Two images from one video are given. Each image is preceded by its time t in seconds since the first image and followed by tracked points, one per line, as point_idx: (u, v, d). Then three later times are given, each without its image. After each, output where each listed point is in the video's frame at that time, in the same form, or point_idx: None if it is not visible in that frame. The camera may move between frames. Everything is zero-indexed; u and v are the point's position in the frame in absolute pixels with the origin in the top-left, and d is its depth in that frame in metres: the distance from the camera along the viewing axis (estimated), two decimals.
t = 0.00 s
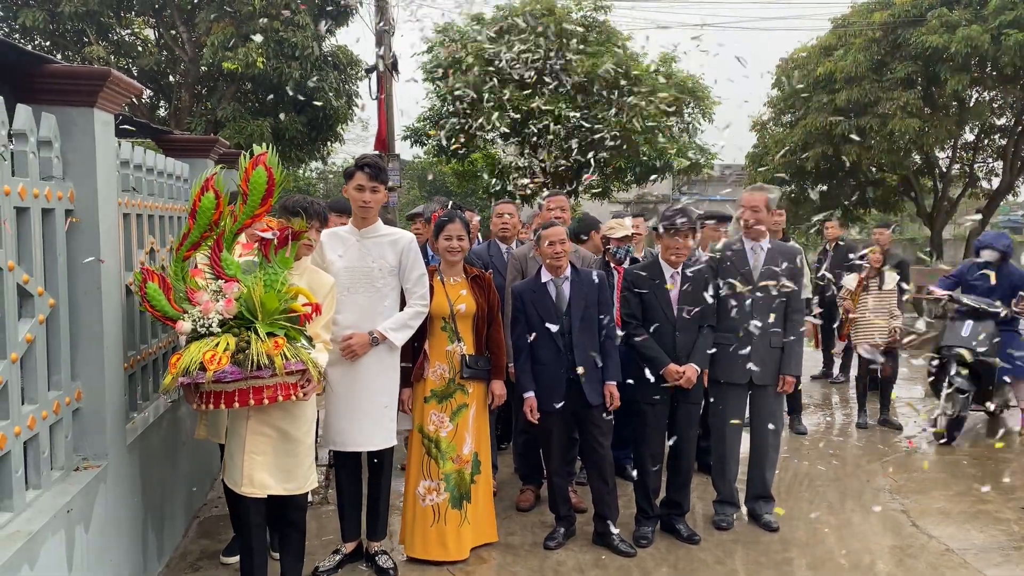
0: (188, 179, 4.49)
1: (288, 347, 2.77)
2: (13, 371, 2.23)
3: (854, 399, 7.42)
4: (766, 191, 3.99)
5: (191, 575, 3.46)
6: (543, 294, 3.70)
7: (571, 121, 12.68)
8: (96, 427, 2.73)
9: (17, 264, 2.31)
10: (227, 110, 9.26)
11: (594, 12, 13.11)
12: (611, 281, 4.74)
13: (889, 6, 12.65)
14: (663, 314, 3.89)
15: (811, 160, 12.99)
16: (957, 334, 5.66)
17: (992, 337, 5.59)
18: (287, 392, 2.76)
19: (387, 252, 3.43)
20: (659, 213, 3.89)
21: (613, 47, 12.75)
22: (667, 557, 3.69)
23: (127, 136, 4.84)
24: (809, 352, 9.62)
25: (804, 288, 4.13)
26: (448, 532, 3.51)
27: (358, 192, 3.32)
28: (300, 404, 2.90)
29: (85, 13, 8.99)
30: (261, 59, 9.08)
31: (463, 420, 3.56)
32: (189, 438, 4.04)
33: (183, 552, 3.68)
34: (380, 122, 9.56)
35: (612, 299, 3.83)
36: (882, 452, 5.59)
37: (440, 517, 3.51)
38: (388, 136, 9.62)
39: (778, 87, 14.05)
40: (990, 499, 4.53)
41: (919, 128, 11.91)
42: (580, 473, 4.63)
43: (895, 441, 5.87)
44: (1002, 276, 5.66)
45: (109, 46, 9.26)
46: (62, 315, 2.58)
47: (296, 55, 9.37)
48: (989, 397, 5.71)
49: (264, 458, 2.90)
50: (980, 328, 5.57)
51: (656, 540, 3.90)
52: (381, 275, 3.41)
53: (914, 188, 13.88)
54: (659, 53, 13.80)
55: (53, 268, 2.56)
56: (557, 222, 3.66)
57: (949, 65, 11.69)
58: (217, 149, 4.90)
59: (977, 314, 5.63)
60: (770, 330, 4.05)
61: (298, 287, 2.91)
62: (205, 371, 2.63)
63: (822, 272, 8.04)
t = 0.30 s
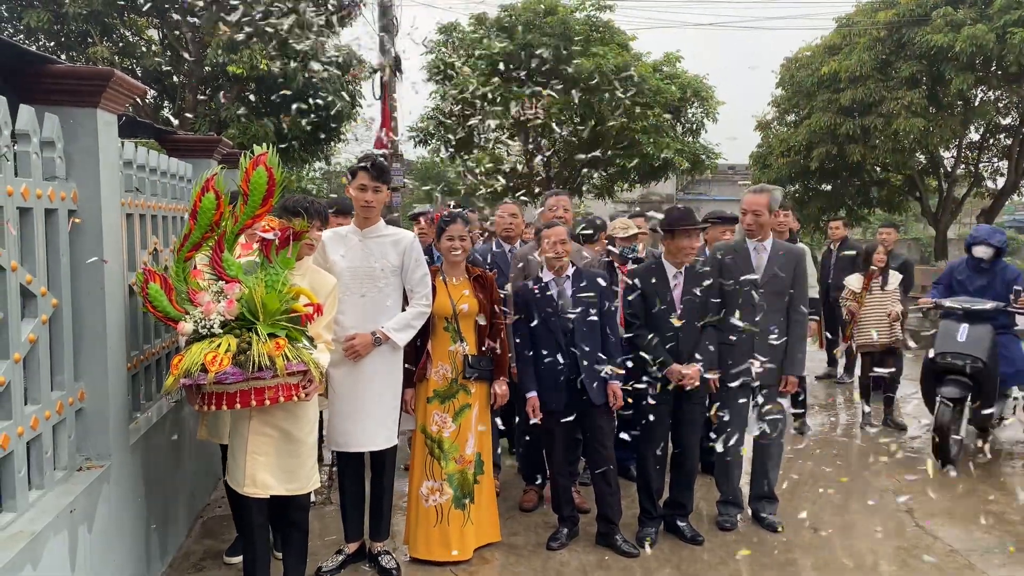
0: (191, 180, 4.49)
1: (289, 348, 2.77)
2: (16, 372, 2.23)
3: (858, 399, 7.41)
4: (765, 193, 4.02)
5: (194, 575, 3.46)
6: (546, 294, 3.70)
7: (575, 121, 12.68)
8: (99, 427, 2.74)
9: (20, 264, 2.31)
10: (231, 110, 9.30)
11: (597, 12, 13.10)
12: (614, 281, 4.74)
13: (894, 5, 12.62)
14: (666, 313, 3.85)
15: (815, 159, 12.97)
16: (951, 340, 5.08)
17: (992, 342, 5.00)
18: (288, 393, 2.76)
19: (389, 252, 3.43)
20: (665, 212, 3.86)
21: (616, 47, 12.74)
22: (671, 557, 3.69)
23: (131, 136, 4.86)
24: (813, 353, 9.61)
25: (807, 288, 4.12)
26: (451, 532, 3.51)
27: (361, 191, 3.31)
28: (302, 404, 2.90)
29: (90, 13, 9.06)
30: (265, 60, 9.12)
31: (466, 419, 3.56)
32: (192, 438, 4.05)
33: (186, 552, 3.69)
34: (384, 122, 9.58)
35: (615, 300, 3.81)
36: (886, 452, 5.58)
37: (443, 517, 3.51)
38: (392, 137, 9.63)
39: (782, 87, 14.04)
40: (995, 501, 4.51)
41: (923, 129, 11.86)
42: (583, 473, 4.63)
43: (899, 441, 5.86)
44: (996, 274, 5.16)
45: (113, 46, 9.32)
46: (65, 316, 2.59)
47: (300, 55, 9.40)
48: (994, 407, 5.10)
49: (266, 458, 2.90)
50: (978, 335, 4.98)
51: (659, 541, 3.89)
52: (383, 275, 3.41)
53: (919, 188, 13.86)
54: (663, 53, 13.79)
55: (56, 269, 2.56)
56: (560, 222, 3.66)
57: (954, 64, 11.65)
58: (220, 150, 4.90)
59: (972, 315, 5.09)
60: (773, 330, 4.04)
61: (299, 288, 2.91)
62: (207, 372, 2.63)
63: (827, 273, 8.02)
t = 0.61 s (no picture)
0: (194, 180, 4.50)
1: (291, 349, 2.77)
2: (18, 371, 2.24)
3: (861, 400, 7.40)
4: (766, 193, 4.01)
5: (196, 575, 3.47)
6: (547, 294, 3.69)
7: (576, 122, 12.67)
8: (102, 427, 2.74)
9: (22, 264, 2.31)
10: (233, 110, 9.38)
11: (600, 12, 13.10)
12: (616, 281, 4.74)
13: (897, 5, 12.59)
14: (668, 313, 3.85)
15: (817, 159, 12.96)
16: (935, 360, 4.59)
17: (980, 361, 4.54)
18: (289, 394, 2.76)
19: (391, 253, 3.42)
20: (664, 213, 3.87)
21: (619, 47, 12.74)
22: (673, 558, 3.68)
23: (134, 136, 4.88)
24: (815, 353, 9.62)
25: (809, 287, 4.11)
26: (452, 532, 3.51)
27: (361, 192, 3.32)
28: (303, 405, 2.89)
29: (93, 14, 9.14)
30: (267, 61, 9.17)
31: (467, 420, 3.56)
32: (195, 438, 4.05)
33: (189, 552, 3.69)
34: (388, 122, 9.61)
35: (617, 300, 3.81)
36: (889, 453, 5.57)
37: (444, 517, 3.51)
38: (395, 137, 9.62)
39: (785, 87, 14.04)
40: (999, 501, 4.50)
41: (926, 129, 11.84)
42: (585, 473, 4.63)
43: (902, 442, 5.86)
44: (986, 278, 4.84)
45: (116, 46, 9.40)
46: (67, 316, 2.59)
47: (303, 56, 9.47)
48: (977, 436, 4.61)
49: (268, 458, 2.90)
50: (968, 357, 4.52)
51: (662, 541, 3.89)
52: (385, 275, 3.41)
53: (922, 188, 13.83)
54: (665, 53, 13.79)
55: (58, 268, 2.56)
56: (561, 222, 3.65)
57: (958, 64, 11.62)
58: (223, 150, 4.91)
59: (959, 330, 4.63)
60: (774, 331, 4.03)
61: (301, 288, 2.91)
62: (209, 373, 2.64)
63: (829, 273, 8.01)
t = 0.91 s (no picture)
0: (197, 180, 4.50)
1: (296, 349, 2.77)
2: (23, 371, 2.24)
3: (865, 400, 7.39)
4: (773, 193, 3.98)
5: (200, 575, 3.47)
6: (551, 294, 3.69)
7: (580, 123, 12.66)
8: (106, 427, 2.75)
9: (28, 265, 2.32)
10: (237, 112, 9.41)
11: (603, 12, 13.06)
12: (620, 282, 4.74)
13: (901, 5, 12.55)
14: (671, 313, 3.86)
15: (822, 159, 12.94)
16: (927, 393, 3.72)
17: (982, 396, 3.68)
18: (295, 394, 2.76)
19: (393, 253, 3.42)
20: (669, 212, 3.84)
21: (622, 48, 12.72)
22: (677, 558, 3.68)
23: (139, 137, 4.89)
24: (819, 353, 9.59)
25: (814, 288, 4.10)
26: (457, 532, 3.51)
27: (358, 195, 3.33)
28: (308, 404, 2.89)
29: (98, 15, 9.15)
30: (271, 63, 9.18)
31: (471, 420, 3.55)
32: (199, 438, 4.06)
33: (193, 552, 3.69)
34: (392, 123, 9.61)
35: (621, 300, 3.81)
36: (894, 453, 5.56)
37: (448, 517, 3.51)
38: (399, 138, 9.63)
39: (789, 87, 14.02)
40: (1005, 501, 4.49)
41: (931, 129, 11.81)
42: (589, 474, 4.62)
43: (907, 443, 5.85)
44: (988, 292, 3.96)
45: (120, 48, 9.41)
46: (72, 316, 2.59)
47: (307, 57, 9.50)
48: (977, 482, 3.75)
49: (273, 458, 2.90)
50: (967, 390, 3.67)
51: (666, 541, 3.88)
52: (387, 276, 3.41)
53: (927, 188, 13.78)
54: (669, 53, 13.77)
55: (63, 268, 2.57)
56: (564, 222, 3.65)
57: (963, 64, 11.58)
58: (226, 150, 4.91)
59: (956, 357, 3.77)
60: (779, 331, 4.03)
61: (305, 288, 2.91)
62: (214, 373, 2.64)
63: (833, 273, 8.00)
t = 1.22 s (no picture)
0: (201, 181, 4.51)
1: (300, 349, 2.77)
2: (27, 371, 2.25)
3: (869, 401, 7.38)
4: (773, 194, 4.01)
5: (203, 574, 3.47)
6: (554, 294, 3.69)
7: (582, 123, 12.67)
8: (109, 427, 2.75)
9: (31, 265, 2.32)
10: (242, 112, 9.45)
11: (607, 12, 13.08)
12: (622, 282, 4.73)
13: (905, 5, 12.53)
14: (673, 313, 3.85)
15: (825, 159, 12.93)
16: (959, 431, 3.01)
17: None
18: (298, 394, 2.76)
19: (396, 254, 3.42)
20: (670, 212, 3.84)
21: (625, 48, 12.72)
22: (680, 559, 3.68)
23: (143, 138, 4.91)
24: (823, 354, 9.58)
25: (817, 288, 4.10)
26: (458, 533, 3.51)
27: (359, 195, 3.34)
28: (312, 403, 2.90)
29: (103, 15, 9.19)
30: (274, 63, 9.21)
31: (473, 420, 3.55)
32: (202, 437, 4.07)
33: (196, 552, 3.70)
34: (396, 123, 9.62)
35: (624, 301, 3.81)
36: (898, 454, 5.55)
37: (450, 517, 3.52)
38: (402, 138, 9.64)
39: (792, 87, 14.03)
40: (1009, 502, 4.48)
41: (935, 128, 11.78)
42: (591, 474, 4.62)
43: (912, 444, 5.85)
44: (1015, 311, 3.33)
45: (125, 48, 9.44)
46: (76, 316, 2.60)
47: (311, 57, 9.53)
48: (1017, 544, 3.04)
49: (276, 458, 2.90)
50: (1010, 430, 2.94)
51: (669, 542, 3.88)
52: (390, 276, 3.41)
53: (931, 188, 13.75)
54: (673, 53, 13.77)
55: (67, 268, 2.57)
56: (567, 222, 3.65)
57: (966, 63, 11.55)
58: (229, 150, 4.92)
59: (991, 388, 3.06)
60: (782, 331, 4.03)
61: (309, 288, 2.92)
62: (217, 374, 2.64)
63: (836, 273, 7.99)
